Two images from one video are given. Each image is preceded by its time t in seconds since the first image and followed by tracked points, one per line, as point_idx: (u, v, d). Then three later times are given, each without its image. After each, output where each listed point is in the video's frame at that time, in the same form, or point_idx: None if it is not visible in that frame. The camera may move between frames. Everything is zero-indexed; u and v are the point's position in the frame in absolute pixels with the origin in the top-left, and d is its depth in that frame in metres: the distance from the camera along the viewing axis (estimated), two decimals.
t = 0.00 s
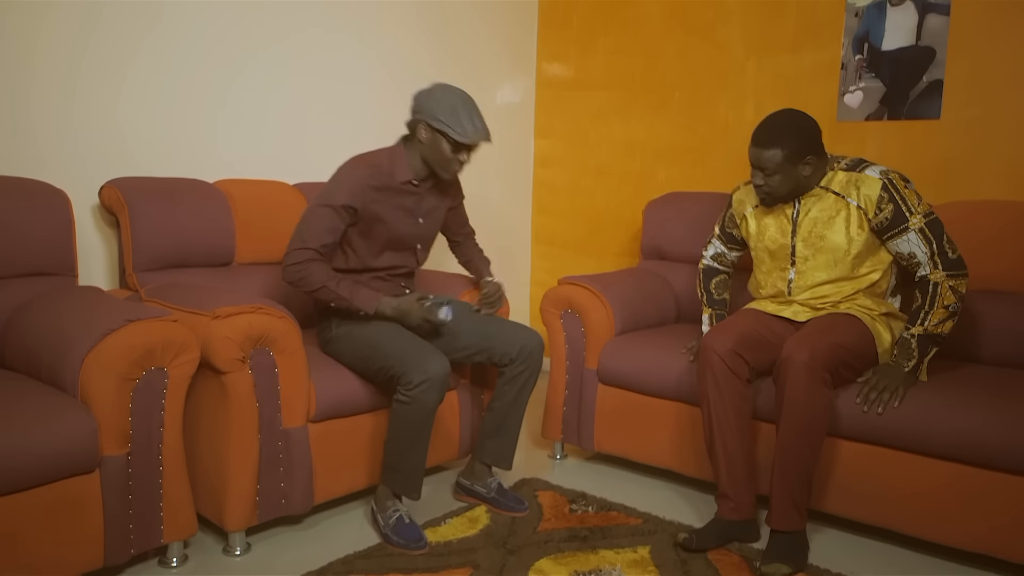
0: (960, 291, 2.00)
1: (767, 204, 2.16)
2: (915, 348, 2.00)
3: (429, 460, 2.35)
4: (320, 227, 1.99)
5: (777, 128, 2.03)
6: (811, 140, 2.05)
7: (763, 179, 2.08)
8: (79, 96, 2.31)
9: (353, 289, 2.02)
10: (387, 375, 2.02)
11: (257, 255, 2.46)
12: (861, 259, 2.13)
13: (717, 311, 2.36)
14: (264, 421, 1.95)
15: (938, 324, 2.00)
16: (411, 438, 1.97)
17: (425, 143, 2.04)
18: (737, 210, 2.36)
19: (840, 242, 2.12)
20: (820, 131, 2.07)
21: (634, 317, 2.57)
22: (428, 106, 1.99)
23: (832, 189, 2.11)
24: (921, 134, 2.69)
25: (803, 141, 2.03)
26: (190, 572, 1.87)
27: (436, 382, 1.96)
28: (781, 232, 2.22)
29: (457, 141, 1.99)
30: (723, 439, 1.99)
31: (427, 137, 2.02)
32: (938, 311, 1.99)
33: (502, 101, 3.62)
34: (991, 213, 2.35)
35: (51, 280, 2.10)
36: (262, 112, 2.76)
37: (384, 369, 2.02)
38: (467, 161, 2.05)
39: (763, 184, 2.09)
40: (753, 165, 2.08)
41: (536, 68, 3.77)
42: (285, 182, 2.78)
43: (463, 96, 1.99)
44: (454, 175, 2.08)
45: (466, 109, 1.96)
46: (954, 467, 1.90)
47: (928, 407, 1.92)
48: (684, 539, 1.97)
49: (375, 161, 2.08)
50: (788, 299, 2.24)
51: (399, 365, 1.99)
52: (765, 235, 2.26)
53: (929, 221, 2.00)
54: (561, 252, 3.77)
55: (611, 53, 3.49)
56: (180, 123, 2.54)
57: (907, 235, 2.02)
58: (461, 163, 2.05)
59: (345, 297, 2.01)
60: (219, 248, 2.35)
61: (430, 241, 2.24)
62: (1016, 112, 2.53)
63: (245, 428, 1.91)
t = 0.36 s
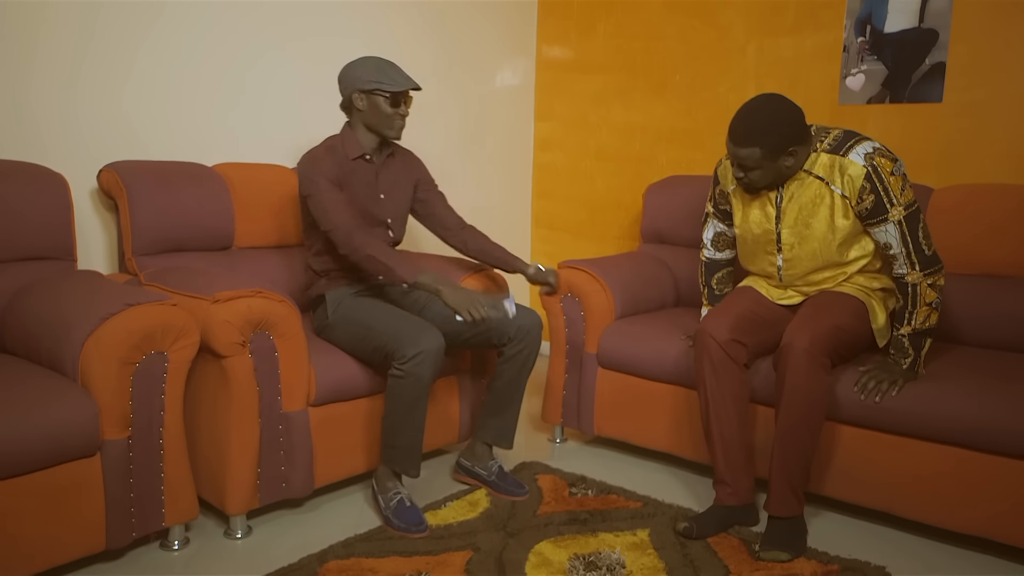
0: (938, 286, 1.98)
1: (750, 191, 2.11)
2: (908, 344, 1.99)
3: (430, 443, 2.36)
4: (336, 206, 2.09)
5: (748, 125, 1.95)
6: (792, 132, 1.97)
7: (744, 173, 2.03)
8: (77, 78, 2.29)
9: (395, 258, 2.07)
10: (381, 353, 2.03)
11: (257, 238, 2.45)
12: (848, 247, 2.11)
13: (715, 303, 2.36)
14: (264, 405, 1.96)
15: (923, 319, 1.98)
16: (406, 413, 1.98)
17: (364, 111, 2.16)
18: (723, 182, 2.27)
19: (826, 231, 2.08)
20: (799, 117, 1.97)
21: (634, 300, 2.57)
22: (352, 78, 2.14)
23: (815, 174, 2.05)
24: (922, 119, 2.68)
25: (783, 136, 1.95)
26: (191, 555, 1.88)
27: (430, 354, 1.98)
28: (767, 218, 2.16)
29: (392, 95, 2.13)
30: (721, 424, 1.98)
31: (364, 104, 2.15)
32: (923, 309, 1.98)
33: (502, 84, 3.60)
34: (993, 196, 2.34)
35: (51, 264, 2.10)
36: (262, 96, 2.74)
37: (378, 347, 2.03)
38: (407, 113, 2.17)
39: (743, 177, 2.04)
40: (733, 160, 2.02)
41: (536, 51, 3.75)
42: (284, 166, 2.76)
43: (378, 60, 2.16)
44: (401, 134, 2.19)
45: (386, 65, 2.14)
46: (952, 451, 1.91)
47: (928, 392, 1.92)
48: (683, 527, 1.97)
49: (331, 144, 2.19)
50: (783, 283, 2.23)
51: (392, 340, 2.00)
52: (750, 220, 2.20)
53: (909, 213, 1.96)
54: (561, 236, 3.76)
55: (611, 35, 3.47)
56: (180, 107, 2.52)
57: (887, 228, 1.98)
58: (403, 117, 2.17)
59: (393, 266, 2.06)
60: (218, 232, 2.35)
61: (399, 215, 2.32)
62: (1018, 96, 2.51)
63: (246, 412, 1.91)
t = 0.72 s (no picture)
0: (944, 276, 1.99)
1: (763, 183, 2.11)
2: (911, 334, 1.99)
3: (430, 433, 2.37)
4: (298, 212, 2.11)
5: (768, 116, 1.95)
6: (812, 126, 1.97)
7: (759, 165, 2.03)
8: (76, 68, 2.28)
9: (357, 257, 2.11)
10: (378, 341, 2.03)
11: (256, 228, 2.45)
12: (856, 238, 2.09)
13: (718, 296, 2.35)
14: (264, 395, 1.96)
15: (927, 310, 1.98)
16: (405, 400, 1.98)
17: (342, 102, 2.17)
18: (733, 177, 2.26)
19: (834, 220, 2.07)
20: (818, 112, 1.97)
21: (634, 291, 2.57)
22: (328, 68, 2.16)
23: (826, 164, 2.05)
24: (925, 110, 2.67)
25: (802, 129, 1.96)
26: (192, 544, 1.89)
27: (428, 338, 1.98)
28: (775, 210, 2.14)
29: (368, 82, 2.14)
30: (727, 414, 1.98)
31: (342, 94, 2.16)
32: (927, 298, 1.98)
33: (502, 74, 3.59)
34: (994, 187, 2.34)
35: (50, 255, 2.10)
36: (262, 86, 2.73)
37: (375, 335, 2.03)
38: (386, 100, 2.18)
39: (759, 169, 2.04)
40: (749, 152, 2.03)
41: (536, 41, 3.73)
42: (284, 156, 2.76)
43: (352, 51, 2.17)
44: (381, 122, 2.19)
45: (359, 54, 2.15)
46: (950, 441, 1.91)
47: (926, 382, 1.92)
48: (683, 519, 1.97)
49: (306, 139, 2.20)
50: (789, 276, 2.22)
51: (389, 327, 2.00)
52: (759, 212, 2.18)
53: (917, 202, 1.96)
54: (561, 226, 3.76)
55: (612, 24, 3.45)
56: (180, 97, 2.51)
57: (894, 216, 1.98)
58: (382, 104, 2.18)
59: (353, 266, 2.10)
60: (217, 222, 2.35)
61: (384, 204, 2.34)
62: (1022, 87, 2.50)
63: (247, 402, 1.92)
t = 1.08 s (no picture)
0: (941, 257, 2.01)
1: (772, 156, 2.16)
2: (910, 314, 2.00)
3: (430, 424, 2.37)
4: (295, 205, 2.12)
5: (784, 74, 2.06)
6: (822, 90, 2.07)
7: (768, 125, 2.10)
8: (74, 57, 2.27)
9: (350, 252, 2.13)
10: (377, 330, 2.04)
11: (255, 219, 2.44)
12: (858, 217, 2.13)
13: (721, 284, 2.35)
14: (264, 386, 1.96)
15: (926, 290, 2.00)
16: (405, 388, 1.98)
17: (352, 92, 2.17)
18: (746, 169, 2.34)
19: (839, 196, 2.12)
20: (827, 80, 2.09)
21: (634, 281, 2.57)
22: (337, 58, 2.16)
23: (836, 143, 2.13)
24: (927, 100, 2.66)
25: (812, 90, 2.06)
26: (193, 534, 1.89)
27: (429, 326, 1.98)
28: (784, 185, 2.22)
29: (379, 71, 2.16)
30: (727, 404, 1.98)
31: (353, 83, 2.17)
32: (925, 277, 2.00)
33: (502, 63, 3.57)
34: (996, 177, 2.33)
35: (50, 245, 2.09)
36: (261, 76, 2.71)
37: (375, 323, 2.03)
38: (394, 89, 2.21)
39: (768, 131, 2.10)
40: (760, 112, 2.10)
41: (536, 30, 3.71)
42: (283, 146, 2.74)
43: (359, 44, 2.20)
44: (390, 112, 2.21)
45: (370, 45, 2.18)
46: (949, 431, 1.92)
47: (925, 372, 1.92)
48: (682, 508, 1.97)
49: (312, 128, 2.20)
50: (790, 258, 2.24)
51: (389, 313, 2.00)
52: (768, 189, 2.26)
53: (919, 181, 2.01)
54: (561, 216, 3.75)
55: (612, 13, 3.43)
56: (178, 86, 2.50)
57: (896, 194, 2.03)
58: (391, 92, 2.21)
59: (347, 261, 2.11)
60: (217, 212, 2.34)
61: (387, 197, 2.33)
62: None
63: (247, 392, 1.92)
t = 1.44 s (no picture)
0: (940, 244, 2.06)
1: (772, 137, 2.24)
2: (909, 293, 2.02)
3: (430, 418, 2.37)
4: (311, 186, 2.09)
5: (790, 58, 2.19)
6: (825, 77, 2.17)
7: (770, 104, 2.19)
8: (73, 52, 2.26)
9: (365, 239, 2.06)
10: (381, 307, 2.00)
11: (255, 213, 2.44)
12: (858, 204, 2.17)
13: (724, 275, 2.37)
14: (264, 380, 1.96)
15: (925, 270, 2.02)
16: (414, 367, 1.88)
17: (372, 87, 2.14)
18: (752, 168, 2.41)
19: (841, 181, 2.16)
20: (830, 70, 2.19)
21: (634, 275, 2.57)
22: (362, 53, 2.12)
23: (839, 134, 2.18)
24: (928, 94, 2.65)
25: (815, 74, 2.15)
26: (193, 529, 1.90)
27: (427, 296, 1.92)
28: (787, 174, 2.28)
29: (403, 69, 2.13)
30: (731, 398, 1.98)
31: (375, 79, 2.13)
32: (926, 258, 2.03)
33: (502, 57, 3.56)
34: (995, 170, 2.33)
35: (49, 240, 2.09)
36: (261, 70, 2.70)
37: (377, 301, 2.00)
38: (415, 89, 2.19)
39: (770, 110, 2.19)
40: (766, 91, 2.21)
41: (535, 24, 3.70)
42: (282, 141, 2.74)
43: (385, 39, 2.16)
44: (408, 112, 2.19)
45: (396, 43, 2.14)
46: (948, 425, 1.92)
47: (924, 366, 1.93)
48: (683, 502, 1.97)
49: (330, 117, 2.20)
50: (792, 244, 2.25)
51: (386, 295, 1.97)
52: (772, 179, 2.32)
53: (921, 171, 2.06)
54: (561, 211, 3.75)
55: (612, 7, 3.43)
56: (178, 80, 2.49)
57: (898, 180, 2.07)
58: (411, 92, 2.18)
59: (360, 247, 2.05)
60: (216, 207, 2.34)
61: (394, 194, 2.32)
62: None
63: (246, 387, 1.92)
